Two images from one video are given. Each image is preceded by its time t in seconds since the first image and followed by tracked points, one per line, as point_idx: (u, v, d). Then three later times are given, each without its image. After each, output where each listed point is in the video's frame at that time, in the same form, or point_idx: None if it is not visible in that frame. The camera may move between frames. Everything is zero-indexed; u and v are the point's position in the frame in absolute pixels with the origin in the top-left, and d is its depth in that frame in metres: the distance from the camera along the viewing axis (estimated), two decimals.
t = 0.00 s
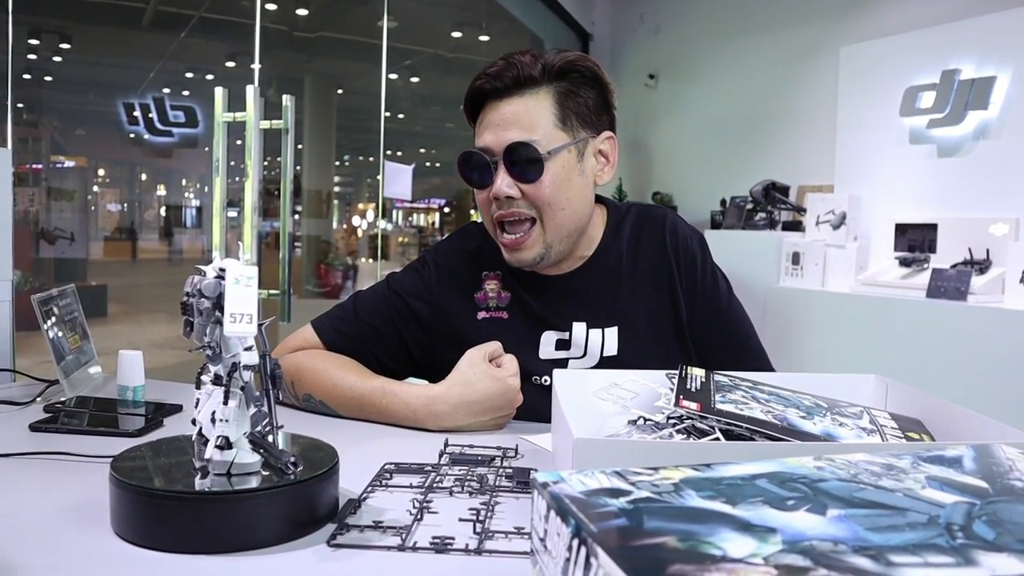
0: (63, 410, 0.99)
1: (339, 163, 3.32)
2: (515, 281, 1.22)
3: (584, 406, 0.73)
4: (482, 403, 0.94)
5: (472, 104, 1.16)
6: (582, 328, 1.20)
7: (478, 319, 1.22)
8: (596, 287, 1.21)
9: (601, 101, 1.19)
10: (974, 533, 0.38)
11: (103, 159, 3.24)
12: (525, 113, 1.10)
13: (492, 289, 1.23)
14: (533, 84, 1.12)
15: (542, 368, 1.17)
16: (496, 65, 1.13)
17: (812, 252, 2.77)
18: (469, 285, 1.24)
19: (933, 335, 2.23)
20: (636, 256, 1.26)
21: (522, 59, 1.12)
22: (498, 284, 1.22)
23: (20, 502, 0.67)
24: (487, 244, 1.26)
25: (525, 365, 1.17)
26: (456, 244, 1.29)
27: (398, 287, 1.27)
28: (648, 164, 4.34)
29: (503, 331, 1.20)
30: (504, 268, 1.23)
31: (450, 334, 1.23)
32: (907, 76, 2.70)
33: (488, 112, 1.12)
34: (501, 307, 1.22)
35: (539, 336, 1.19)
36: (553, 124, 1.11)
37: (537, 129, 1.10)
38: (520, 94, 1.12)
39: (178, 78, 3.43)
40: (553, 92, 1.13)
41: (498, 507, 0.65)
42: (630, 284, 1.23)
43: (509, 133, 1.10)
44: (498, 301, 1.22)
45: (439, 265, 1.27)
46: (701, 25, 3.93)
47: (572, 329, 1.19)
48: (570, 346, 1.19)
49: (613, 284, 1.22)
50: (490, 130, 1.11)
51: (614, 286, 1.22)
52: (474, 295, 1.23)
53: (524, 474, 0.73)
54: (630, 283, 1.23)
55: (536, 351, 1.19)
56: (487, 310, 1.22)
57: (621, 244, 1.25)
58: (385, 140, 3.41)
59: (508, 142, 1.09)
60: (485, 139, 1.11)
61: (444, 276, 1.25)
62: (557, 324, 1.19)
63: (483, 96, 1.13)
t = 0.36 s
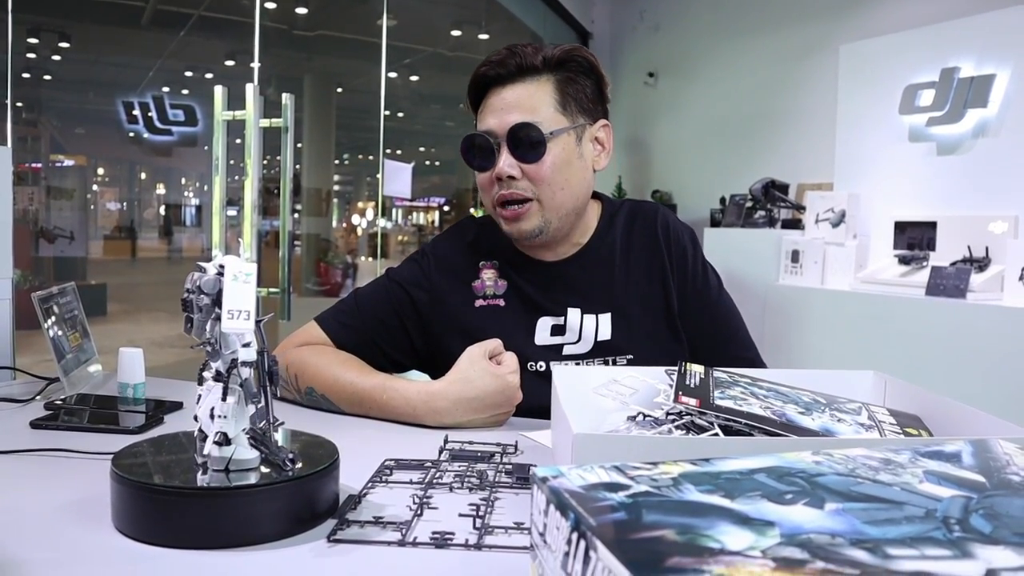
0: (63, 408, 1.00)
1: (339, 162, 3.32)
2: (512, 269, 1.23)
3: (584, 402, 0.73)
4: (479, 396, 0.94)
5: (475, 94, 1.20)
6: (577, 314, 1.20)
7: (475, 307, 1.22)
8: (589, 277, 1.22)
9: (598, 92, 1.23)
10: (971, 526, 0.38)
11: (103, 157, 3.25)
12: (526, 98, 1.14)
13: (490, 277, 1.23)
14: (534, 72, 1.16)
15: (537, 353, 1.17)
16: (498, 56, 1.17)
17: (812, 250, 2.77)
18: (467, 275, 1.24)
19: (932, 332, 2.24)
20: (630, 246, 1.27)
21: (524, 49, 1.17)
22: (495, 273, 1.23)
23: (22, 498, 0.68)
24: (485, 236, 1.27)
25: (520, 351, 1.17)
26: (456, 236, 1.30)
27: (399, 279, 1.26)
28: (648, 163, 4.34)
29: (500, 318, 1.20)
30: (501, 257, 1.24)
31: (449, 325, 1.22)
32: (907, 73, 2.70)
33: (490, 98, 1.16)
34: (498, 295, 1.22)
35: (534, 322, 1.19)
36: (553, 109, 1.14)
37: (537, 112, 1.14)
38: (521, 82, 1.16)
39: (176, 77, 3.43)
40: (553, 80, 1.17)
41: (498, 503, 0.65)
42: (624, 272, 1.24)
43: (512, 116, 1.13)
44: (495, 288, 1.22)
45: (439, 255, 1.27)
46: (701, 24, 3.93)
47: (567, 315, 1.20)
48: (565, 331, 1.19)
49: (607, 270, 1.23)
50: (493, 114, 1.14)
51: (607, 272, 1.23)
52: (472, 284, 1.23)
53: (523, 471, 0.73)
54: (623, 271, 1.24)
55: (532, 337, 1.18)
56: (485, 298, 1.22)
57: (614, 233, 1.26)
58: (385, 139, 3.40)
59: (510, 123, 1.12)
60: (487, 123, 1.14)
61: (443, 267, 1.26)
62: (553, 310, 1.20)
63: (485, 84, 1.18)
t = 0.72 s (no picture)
0: (62, 408, 1.00)
1: (338, 160, 3.34)
2: (517, 261, 1.23)
3: (581, 402, 0.73)
4: (475, 397, 0.94)
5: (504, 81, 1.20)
6: (580, 306, 1.20)
7: (479, 298, 1.22)
8: (594, 271, 1.22)
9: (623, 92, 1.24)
10: (966, 526, 0.38)
11: (102, 156, 3.26)
12: (557, 90, 1.14)
13: (494, 269, 1.23)
14: (567, 66, 1.16)
15: (538, 344, 1.17)
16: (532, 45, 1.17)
17: (811, 249, 2.77)
18: (473, 266, 1.24)
19: (930, 331, 2.24)
20: (635, 243, 1.27)
21: (559, 41, 1.17)
22: (500, 265, 1.23)
23: (19, 498, 0.68)
24: (493, 228, 1.27)
25: (522, 342, 1.17)
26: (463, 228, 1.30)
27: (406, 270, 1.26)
28: (648, 161, 4.34)
29: (503, 310, 1.20)
30: (506, 250, 1.24)
31: (453, 316, 1.22)
32: (906, 72, 2.70)
33: (520, 87, 1.15)
34: (502, 286, 1.22)
35: (536, 314, 1.19)
36: (582, 104, 1.15)
37: (566, 105, 1.13)
38: (553, 74, 1.16)
39: (176, 74, 3.46)
40: (584, 76, 1.17)
41: (495, 503, 0.65)
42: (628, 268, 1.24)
43: (541, 106, 1.13)
44: (499, 280, 1.22)
45: (446, 247, 1.27)
46: (701, 22, 3.92)
47: (571, 307, 1.20)
48: (568, 323, 1.19)
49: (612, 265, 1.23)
50: (523, 102, 1.13)
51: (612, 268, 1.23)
52: (478, 275, 1.23)
53: (521, 470, 0.73)
54: (627, 268, 1.24)
55: (536, 328, 1.18)
56: (489, 289, 1.22)
57: (621, 229, 1.26)
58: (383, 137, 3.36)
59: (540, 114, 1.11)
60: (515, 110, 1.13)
61: (449, 258, 1.26)
62: (557, 301, 1.20)
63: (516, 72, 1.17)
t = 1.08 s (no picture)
0: (58, 407, 1.00)
1: (336, 160, 3.38)
2: (537, 248, 1.23)
3: (578, 401, 0.73)
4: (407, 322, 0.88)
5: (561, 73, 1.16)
6: (597, 298, 1.20)
7: (497, 283, 1.21)
8: (614, 265, 1.22)
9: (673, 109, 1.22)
10: (961, 524, 0.38)
11: (99, 156, 3.25)
12: (614, 97, 1.11)
13: (513, 255, 1.22)
14: (627, 74, 1.14)
15: (553, 332, 1.17)
16: (596, 46, 1.15)
17: (810, 249, 2.76)
18: (492, 251, 1.23)
19: (927, 332, 2.24)
20: (656, 242, 1.26)
21: (623, 48, 1.15)
22: (519, 252, 1.22)
23: (15, 497, 0.67)
24: (514, 216, 1.27)
25: (537, 330, 1.18)
26: (481, 216, 1.28)
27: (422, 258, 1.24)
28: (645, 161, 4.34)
29: (521, 297, 1.20)
30: (526, 237, 1.24)
31: (475, 305, 1.21)
32: (905, 71, 2.70)
33: (576, 86, 1.12)
34: (520, 273, 1.21)
35: (554, 301, 1.19)
36: (634, 116, 1.13)
37: (620, 114, 1.11)
38: (612, 79, 1.13)
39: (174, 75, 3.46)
40: (642, 88, 1.15)
41: (492, 501, 0.65)
42: (648, 267, 1.24)
43: (596, 110, 1.09)
44: (518, 266, 1.22)
45: (465, 235, 1.26)
46: (700, 22, 3.91)
47: (587, 298, 1.20)
48: (583, 313, 1.19)
49: (631, 262, 1.23)
50: (578, 101, 1.10)
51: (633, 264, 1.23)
52: (495, 261, 1.23)
53: (518, 469, 0.73)
54: (647, 266, 1.24)
55: (552, 315, 1.18)
56: (507, 275, 1.21)
57: (643, 228, 1.26)
58: (381, 137, 3.36)
59: (594, 118, 1.09)
60: (568, 108, 1.10)
61: (468, 246, 1.24)
62: (576, 290, 1.19)
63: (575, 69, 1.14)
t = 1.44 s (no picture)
0: (57, 406, 1.00)
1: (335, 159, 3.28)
2: (552, 240, 1.23)
3: (575, 401, 0.73)
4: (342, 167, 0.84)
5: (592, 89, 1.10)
6: (608, 296, 1.20)
7: (509, 274, 1.21)
8: (626, 264, 1.22)
9: (702, 128, 1.17)
10: (955, 524, 0.38)
11: (98, 154, 3.26)
12: (643, 130, 1.07)
13: (527, 246, 1.22)
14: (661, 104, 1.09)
15: (562, 327, 1.17)
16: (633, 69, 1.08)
17: (807, 249, 2.76)
18: (505, 241, 1.24)
19: (925, 332, 2.25)
20: (666, 246, 1.26)
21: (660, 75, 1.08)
22: (533, 243, 1.23)
23: (14, 496, 0.68)
24: (530, 209, 1.28)
25: (548, 322, 1.17)
26: (498, 206, 1.29)
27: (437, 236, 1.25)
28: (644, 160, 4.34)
29: (531, 288, 1.20)
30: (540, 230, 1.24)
31: (484, 291, 1.20)
32: (903, 70, 2.70)
33: (606, 112, 1.07)
34: (532, 265, 1.21)
35: (564, 297, 1.19)
36: (660, 149, 1.10)
37: (648, 150, 1.08)
38: (645, 108, 1.08)
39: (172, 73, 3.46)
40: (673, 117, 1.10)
41: (489, 501, 0.66)
42: (657, 270, 1.24)
43: (624, 146, 1.06)
44: (530, 258, 1.21)
45: (482, 223, 1.26)
46: (699, 21, 3.91)
47: (598, 296, 1.20)
48: (593, 311, 1.19)
49: (641, 265, 1.23)
50: (607, 133, 1.06)
51: (643, 267, 1.23)
52: (509, 251, 1.23)
53: (515, 469, 0.73)
54: (657, 270, 1.24)
55: (560, 311, 1.18)
56: (519, 266, 1.21)
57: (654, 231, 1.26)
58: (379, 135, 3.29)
59: (620, 155, 1.06)
60: (595, 136, 1.07)
61: (483, 233, 1.25)
62: (586, 287, 1.20)
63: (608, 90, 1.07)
